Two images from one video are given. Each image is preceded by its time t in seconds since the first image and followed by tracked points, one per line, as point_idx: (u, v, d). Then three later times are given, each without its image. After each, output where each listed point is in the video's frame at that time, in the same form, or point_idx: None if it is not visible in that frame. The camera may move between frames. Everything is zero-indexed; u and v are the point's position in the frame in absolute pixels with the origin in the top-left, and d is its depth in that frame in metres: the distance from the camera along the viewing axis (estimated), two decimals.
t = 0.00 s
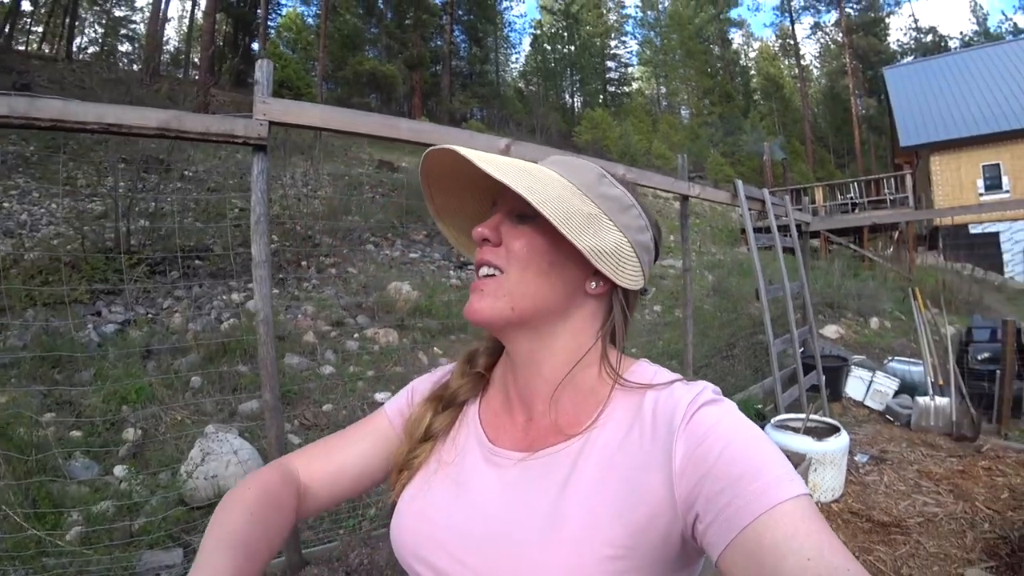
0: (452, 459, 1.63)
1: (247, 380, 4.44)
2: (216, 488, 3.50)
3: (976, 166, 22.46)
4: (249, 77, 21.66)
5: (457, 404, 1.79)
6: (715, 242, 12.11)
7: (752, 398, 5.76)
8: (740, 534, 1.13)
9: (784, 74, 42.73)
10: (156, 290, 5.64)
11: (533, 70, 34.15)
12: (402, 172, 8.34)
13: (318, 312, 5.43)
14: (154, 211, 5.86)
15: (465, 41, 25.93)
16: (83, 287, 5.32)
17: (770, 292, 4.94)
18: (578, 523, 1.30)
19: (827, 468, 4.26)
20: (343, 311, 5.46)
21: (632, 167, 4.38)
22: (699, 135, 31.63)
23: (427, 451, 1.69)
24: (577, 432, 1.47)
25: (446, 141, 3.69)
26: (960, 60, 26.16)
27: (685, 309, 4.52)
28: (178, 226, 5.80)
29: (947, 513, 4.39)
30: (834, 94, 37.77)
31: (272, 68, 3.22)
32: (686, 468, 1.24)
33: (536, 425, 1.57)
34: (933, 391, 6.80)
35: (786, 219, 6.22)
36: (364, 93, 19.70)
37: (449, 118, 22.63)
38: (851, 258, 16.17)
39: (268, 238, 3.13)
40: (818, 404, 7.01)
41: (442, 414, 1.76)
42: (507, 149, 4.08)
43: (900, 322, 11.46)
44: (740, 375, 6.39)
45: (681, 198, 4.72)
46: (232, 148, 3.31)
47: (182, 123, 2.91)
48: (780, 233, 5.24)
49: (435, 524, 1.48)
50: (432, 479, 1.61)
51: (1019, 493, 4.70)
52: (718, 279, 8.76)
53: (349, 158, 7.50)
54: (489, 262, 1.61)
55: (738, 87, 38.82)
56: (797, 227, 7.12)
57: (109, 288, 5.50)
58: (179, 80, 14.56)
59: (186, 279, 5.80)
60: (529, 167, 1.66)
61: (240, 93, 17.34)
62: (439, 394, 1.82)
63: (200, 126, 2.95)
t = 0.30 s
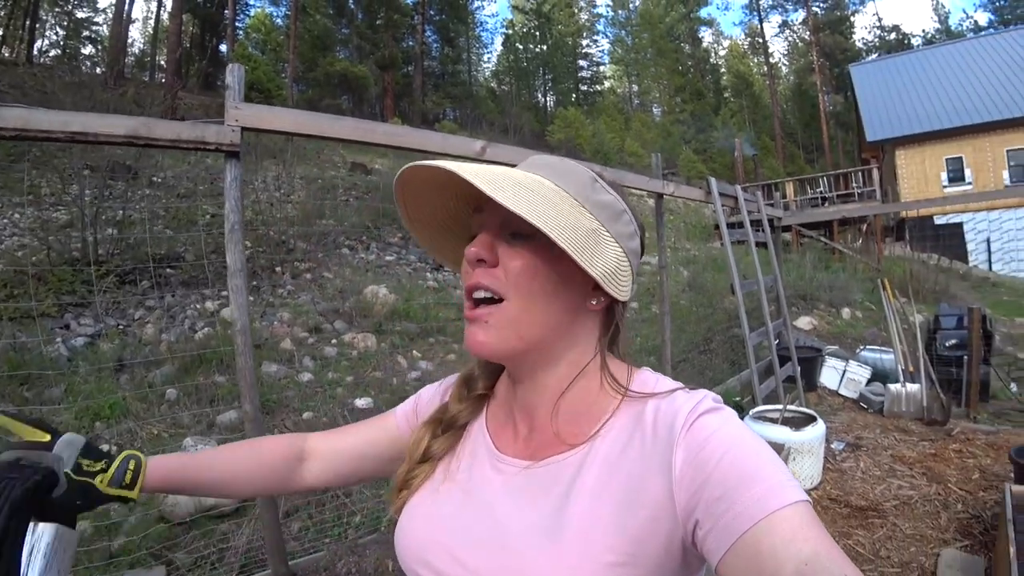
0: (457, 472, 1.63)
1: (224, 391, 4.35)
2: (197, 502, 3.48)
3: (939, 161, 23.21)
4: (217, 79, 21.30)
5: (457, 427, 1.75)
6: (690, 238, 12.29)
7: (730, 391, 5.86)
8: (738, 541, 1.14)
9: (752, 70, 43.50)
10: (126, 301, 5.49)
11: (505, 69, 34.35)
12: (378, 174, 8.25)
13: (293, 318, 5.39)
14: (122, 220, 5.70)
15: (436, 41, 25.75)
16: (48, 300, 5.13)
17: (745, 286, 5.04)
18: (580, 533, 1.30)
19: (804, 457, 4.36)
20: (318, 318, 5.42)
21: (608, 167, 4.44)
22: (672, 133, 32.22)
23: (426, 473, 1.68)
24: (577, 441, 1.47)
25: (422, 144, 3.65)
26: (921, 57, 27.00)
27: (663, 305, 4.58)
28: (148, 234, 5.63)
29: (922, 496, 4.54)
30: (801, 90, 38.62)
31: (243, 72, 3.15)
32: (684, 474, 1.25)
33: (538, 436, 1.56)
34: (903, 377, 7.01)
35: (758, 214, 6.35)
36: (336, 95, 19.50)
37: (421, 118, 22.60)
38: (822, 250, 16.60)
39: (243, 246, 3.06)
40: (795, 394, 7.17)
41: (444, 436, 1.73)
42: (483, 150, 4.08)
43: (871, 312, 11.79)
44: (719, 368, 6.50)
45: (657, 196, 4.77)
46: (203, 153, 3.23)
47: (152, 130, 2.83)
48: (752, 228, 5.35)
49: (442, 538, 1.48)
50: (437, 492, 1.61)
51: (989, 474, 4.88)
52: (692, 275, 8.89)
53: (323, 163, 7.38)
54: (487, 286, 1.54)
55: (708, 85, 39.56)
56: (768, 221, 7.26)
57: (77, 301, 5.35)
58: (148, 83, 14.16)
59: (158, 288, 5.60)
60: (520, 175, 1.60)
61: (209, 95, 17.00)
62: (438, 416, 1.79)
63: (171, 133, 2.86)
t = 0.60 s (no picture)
0: (426, 468, 1.65)
1: (212, 378, 4.32)
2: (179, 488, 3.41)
3: (932, 178, 23.53)
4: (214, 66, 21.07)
5: (427, 429, 1.77)
6: (682, 245, 12.32)
7: (716, 398, 5.87)
8: (707, 537, 1.14)
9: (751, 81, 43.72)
10: (115, 285, 5.46)
11: (504, 69, 34.33)
12: (373, 168, 8.23)
13: (283, 310, 5.37)
14: (112, 203, 5.66)
15: (437, 37, 25.61)
16: (37, 281, 5.09)
17: (735, 294, 5.07)
18: (553, 530, 1.30)
19: (788, 466, 4.39)
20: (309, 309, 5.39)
21: (602, 169, 4.49)
22: (667, 139, 32.29)
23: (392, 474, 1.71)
24: (552, 439, 1.47)
25: (417, 140, 3.65)
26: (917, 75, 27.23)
27: (654, 310, 4.60)
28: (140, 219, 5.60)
29: (902, 508, 4.58)
30: (800, 102, 38.83)
31: (242, 60, 3.14)
32: (655, 472, 1.25)
33: (513, 435, 1.55)
34: (889, 391, 7.07)
35: (750, 223, 6.39)
36: (334, 87, 19.37)
37: (418, 115, 22.51)
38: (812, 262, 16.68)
39: (236, 233, 3.04)
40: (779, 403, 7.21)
41: (412, 440, 1.76)
42: (478, 148, 4.09)
43: (859, 326, 11.89)
44: (706, 375, 6.53)
45: (650, 201, 4.80)
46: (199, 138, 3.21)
47: (148, 114, 2.81)
48: (745, 237, 5.38)
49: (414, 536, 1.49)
50: (407, 489, 1.62)
51: (968, 491, 4.94)
52: (684, 282, 8.91)
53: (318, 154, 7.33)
54: (519, 321, 1.47)
55: (706, 93, 39.70)
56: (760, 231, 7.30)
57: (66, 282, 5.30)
58: (143, 66, 13.97)
59: (149, 273, 5.57)
60: (550, 197, 1.49)
61: (206, 82, 16.83)
62: (406, 419, 1.82)
63: (167, 117, 2.85)
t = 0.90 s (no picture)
0: (425, 470, 1.65)
1: (234, 374, 4.40)
2: (201, 482, 3.47)
3: (961, 176, 22.83)
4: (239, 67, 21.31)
5: (425, 429, 1.78)
6: (704, 244, 12.16)
7: (737, 400, 5.77)
8: (706, 539, 1.14)
9: (776, 78, 43.03)
10: (142, 282, 5.57)
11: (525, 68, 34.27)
12: (392, 167, 8.29)
13: (305, 306, 5.41)
14: (141, 202, 5.78)
15: (457, 36, 25.63)
16: (68, 277, 5.24)
17: (757, 295, 4.99)
18: (550, 531, 1.29)
19: (810, 471, 4.32)
20: (330, 306, 5.45)
21: (622, 167, 4.49)
22: (690, 138, 31.89)
23: (391, 477, 1.72)
24: (551, 438, 1.46)
25: (438, 138, 3.64)
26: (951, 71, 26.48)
27: (674, 309, 4.55)
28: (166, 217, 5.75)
29: (926, 518, 4.47)
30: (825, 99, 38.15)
31: (264, 60, 3.17)
32: (654, 473, 1.24)
33: (511, 435, 1.55)
34: (915, 396, 6.86)
35: (774, 223, 6.28)
36: (355, 86, 19.50)
37: (439, 114, 22.55)
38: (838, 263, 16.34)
39: (258, 231, 3.08)
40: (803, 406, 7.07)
41: (411, 441, 1.77)
42: (499, 146, 4.06)
43: (884, 328, 11.60)
44: (728, 377, 6.43)
45: (671, 200, 4.76)
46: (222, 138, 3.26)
47: (171, 114, 2.87)
48: (768, 237, 5.29)
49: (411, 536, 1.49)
50: (404, 492, 1.62)
51: (996, 499, 4.81)
52: (705, 282, 8.77)
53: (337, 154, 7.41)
54: (517, 317, 1.46)
55: (729, 91, 39.23)
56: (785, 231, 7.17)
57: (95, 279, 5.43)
58: (168, 67, 14.23)
59: (174, 270, 5.73)
60: (550, 195, 1.48)
61: (230, 83, 17.08)
62: (407, 420, 1.83)
63: (189, 117, 2.91)
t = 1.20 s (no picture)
0: (426, 474, 1.64)
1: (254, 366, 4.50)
2: (219, 472, 3.56)
3: (993, 172, 21.99)
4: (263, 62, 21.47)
5: (427, 432, 1.79)
6: (725, 241, 11.99)
7: (757, 400, 5.68)
8: (710, 544, 1.14)
9: (803, 71, 42.23)
10: (165, 273, 5.70)
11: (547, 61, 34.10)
12: (413, 161, 8.34)
13: (325, 298, 5.47)
14: (166, 195, 5.90)
15: (479, 30, 25.45)
16: (94, 269, 5.40)
17: (780, 293, 4.91)
18: (551, 534, 1.28)
19: (830, 475, 4.26)
20: (350, 300, 5.52)
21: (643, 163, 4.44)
22: (713, 133, 31.44)
23: (392, 478, 1.72)
24: (553, 441, 1.45)
25: (457, 132, 3.60)
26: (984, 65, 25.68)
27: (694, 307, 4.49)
28: (188, 210, 5.89)
29: (949, 526, 4.36)
30: (852, 93, 37.31)
31: (282, 55, 3.18)
32: (658, 479, 1.23)
33: (512, 438, 1.53)
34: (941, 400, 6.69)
35: (799, 220, 6.17)
36: (377, 80, 19.59)
37: (460, 108, 22.52)
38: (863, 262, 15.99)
39: (276, 226, 3.12)
40: (824, 408, 6.95)
41: (411, 443, 1.77)
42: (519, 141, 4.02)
43: (910, 329, 11.32)
44: (748, 377, 6.34)
45: (693, 196, 4.69)
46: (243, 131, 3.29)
47: (191, 110, 2.90)
48: (792, 234, 5.20)
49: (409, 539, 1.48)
50: (403, 497, 1.61)
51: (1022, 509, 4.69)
52: (727, 279, 8.65)
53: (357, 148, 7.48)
54: (503, 314, 1.45)
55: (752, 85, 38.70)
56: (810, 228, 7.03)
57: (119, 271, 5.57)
58: (192, 61, 14.43)
59: (195, 261, 5.88)
60: (533, 194, 1.47)
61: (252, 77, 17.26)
62: (408, 423, 1.83)
63: (208, 113, 2.94)
